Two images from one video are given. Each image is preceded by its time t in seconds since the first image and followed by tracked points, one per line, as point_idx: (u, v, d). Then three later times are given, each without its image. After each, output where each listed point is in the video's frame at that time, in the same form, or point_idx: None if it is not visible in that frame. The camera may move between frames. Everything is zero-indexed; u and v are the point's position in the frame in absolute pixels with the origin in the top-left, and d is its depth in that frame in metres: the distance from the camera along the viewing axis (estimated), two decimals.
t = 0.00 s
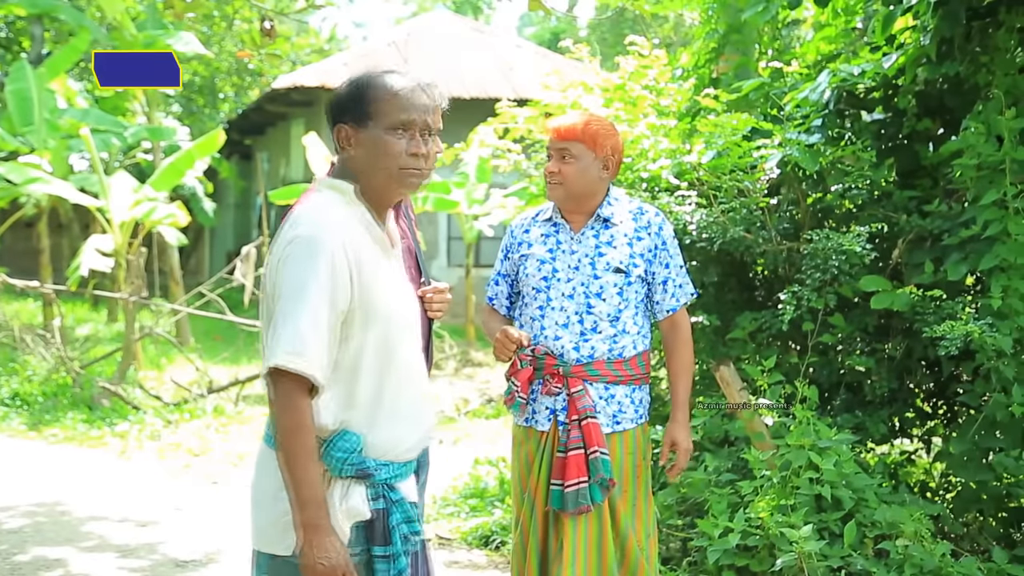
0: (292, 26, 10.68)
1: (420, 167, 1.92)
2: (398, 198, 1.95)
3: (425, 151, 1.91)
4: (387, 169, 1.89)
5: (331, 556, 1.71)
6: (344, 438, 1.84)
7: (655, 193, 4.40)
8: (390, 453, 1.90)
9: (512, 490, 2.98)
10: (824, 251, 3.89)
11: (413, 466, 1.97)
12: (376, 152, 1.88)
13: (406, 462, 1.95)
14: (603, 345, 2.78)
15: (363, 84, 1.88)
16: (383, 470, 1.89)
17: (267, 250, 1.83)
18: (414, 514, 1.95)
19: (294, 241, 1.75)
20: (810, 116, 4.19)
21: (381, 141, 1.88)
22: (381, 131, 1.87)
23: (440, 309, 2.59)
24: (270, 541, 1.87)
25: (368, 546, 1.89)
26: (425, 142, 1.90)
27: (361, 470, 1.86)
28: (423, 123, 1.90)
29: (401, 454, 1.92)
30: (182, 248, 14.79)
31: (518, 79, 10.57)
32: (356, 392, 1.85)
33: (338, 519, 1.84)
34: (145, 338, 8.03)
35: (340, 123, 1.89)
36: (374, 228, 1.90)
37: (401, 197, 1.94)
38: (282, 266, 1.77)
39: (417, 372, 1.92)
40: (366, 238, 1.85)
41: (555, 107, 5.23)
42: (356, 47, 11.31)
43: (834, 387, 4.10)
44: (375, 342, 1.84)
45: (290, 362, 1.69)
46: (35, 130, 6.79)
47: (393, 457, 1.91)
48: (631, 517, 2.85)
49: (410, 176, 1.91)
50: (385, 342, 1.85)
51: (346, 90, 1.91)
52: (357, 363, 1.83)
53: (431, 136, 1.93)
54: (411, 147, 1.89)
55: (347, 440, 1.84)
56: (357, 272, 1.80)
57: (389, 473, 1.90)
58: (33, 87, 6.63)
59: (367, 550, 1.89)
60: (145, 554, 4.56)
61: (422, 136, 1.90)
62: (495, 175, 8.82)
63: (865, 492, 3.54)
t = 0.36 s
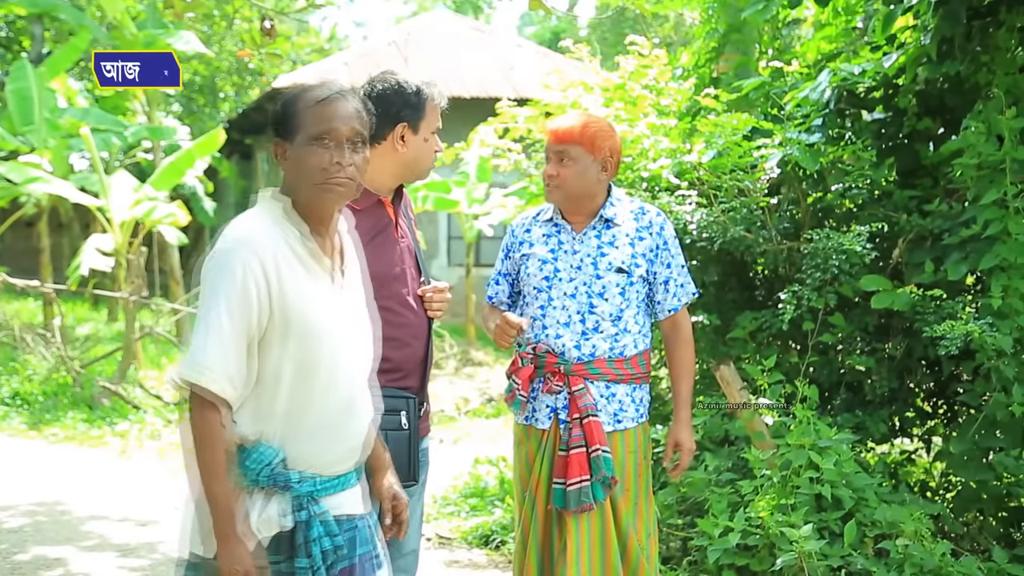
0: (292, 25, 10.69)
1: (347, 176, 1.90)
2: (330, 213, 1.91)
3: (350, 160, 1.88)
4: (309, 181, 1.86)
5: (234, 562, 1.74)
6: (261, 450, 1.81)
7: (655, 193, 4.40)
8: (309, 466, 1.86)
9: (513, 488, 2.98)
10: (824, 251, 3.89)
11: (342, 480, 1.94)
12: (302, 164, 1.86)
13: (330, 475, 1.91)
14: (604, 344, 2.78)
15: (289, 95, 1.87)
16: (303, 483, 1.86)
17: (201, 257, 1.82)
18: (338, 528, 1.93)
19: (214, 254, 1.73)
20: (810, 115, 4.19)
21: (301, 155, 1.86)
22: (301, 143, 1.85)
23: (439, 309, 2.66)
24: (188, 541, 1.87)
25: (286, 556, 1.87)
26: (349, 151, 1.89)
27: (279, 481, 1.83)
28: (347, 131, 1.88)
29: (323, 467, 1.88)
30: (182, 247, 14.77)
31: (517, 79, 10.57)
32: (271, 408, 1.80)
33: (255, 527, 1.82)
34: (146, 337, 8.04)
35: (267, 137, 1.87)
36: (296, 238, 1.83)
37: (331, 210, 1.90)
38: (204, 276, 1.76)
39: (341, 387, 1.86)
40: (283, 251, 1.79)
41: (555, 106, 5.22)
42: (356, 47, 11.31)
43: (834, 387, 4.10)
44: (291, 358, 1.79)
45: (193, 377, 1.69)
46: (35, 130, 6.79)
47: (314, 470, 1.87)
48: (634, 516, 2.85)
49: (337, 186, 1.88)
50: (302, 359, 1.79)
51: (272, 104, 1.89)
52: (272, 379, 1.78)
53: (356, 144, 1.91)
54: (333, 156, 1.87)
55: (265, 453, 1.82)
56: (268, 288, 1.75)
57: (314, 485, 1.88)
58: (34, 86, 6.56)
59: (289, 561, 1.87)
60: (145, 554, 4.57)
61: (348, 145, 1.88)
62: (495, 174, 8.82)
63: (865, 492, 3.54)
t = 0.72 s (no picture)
0: (291, 24, 10.69)
1: (249, 189, 1.90)
2: (234, 226, 1.92)
3: (249, 170, 1.89)
4: (209, 192, 1.89)
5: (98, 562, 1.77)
6: (159, 448, 1.83)
7: (654, 191, 4.39)
8: (214, 467, 1.87)
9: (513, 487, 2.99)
10: (823, 249, 3.89)
11: (258, 484, 1.94)
12: (204, 177, 1.90)
13: (239, 477, 1.91)
14: (602, 345, 2.78)
15: (201, 111, 1.94)
16: (202, 483, 1.87)
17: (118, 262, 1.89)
18: (246, 532, 1.93)
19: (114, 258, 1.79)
20: (810, 114, 4.18)
21: (205, 168, 1.90)
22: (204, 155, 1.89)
23: (438, 307, 2.66)
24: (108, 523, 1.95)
25: (184, 556, 1.89)
26: (248, 163, 1.90)
27: (178, 479, 1.85)
28: (248, 142, 1.90)
29: (230, 468, 1.89)
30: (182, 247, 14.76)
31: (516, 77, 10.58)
32: (171, 407, 1.83)
33: (152, 524, 1.86)
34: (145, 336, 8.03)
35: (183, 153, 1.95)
36: (203, 242, 1.84)
37: (233, 223, 1.91)
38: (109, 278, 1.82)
39: (242, 388, 1.85)
40: (182, 255, 1.81)
41: (554, 105, 5.23)
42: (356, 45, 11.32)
43: (833, 386, 4.10)
44: (185, 358, 1.81)
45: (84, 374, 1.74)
46: (34, 129, 6.77)
47: (218, 471, 1.88)
48: (632, 516, 2.85)
49: (235, 197, 1.89)
50: (197, 358, 1.81)
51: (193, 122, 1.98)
52: (170, 379, 1.81)
53: (264, 159, 1.93)
54: (232, 167, 1.89)
55: (164, 451, 1.83)
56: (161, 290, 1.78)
57: (215, 487, 1.88)
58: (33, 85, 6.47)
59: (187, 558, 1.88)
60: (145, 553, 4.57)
61: (246, 156, 1.90)
62: (494, 173, 8.82)
63: (864, 490, 3.55)
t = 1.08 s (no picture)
0: (292, 22, 10.70)
1: (195, 180, 1.90)
2: (187, 219, 1.93)
3: (190, 161, 1.89)
4: (157, 187, 1.91)
5: (71, 552, 1.78)
6: (141, 437, 1.83)
7: (655, 190, 4.40)
8: (196, 457, 1.87)
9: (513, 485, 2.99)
10: (825, 248, 3.88)
11: (247, 475, 1.95)
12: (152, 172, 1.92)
13: (224, 466, 1.91)
14: (601, 343, 2.78)
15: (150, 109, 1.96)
16: (187, 471, 1.87)
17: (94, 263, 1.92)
18: (232, 522, 1.94)
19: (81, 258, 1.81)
20: (811, 113, 4.19)
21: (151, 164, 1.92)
22: (150, 152, 1.91)
23: (440, 305, 2.66)
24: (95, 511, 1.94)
25: (171, 544, 1.88)
26: (189, 153, 1.90)
27: (164, 467, 1.84)
28: (187, 132, 1.90)
29: (214, 458, 1.88)
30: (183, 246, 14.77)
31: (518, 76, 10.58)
32: (148, 401, 1.84)
33: (138, 512, 1.85)
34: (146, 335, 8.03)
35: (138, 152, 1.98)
36: (171, 233, 1.84)
37: (183, 215, 1.92)
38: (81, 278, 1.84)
39: (218, 375, 1.85)
40: (148, 247, 1.81)
41: (555, 104, 5.23)
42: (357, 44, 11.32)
43: (834, 385, 4.10)
44: (158, 350, 1.82)
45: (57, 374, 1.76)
46: (36, 128, 6.77)
47: (202, 461, 1.88)
48: (632, 514, 2.85)
49: (180, 189, 1.89)
50: (169, 350, 1.82)
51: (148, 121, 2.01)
52: (143, 372, 1.83)
53: (208, 149, 1.92)
54: (173, 159, 1.90)
55: (145, 441, 1.84)
56: (128, 285, 1.78)
57: (201, 475, 1.88)
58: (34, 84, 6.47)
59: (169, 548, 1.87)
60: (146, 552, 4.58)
61: (187, 147, 1.90)
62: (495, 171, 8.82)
63: (865, 489, 3.54)
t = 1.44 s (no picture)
0: (306, 22, 10.73)
1: (184, 185, 1.92)
2: (180, 223, 1.95)
3: (177, 167, 1.91)
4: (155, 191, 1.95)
5: (95, 525, 1.85)
6: (136, 431, 1.90)
7: (670, 189, 4.41)
8: (186, 454, 1.90)
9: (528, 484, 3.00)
10: (841, 247, 3.87)
11: (240, 476, 1.96)
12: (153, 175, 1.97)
13: (212, 466, 1.93)
14: (617, 341, 2.78)
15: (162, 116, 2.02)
16: (177, 467, 1.90)
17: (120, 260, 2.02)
18: (225, 520, 1.95)
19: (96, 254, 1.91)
20: (827, 110, 4.15)
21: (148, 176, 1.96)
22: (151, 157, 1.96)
23: (456, 302, 2.67)
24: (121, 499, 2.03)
25: (163, 538, 1.91)
26: (178, 159, 1.92)
27: (155, 461, 1.89)
28: (177, 140, 1.92)
29: (201, 457, 1.91)
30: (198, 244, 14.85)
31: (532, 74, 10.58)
32: (144, 396, 1.89)
33: (134, 503, 1.91)
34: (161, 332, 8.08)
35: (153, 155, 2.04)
36: (180, 240, 1.90)
37: (175, 219, 1.94)
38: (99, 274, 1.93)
39: (209, 375, 1.88)
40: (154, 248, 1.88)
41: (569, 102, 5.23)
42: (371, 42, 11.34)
43: (851, 383, 4.09)
44: (152, 347, 1.87)
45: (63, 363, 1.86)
46: (53, 127, 6.80)
47: (192, 458, 1.91)
48: (647, 514, 2.84)
49: (169, 194, 1.92)
50: (162, 347, 1.86)
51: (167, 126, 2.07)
52: (140, 368, 1.88)
53: (199, 155, 1.92)
54: (165, 164, 1.93)
55: (141, 435, 1.89)
56: (129, 283, 1.85)
57: (191, 474, 1.91)
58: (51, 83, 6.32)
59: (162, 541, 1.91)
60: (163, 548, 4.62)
61: (176, 153, 1.92)
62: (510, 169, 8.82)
63: (883, 489, 3.53)
